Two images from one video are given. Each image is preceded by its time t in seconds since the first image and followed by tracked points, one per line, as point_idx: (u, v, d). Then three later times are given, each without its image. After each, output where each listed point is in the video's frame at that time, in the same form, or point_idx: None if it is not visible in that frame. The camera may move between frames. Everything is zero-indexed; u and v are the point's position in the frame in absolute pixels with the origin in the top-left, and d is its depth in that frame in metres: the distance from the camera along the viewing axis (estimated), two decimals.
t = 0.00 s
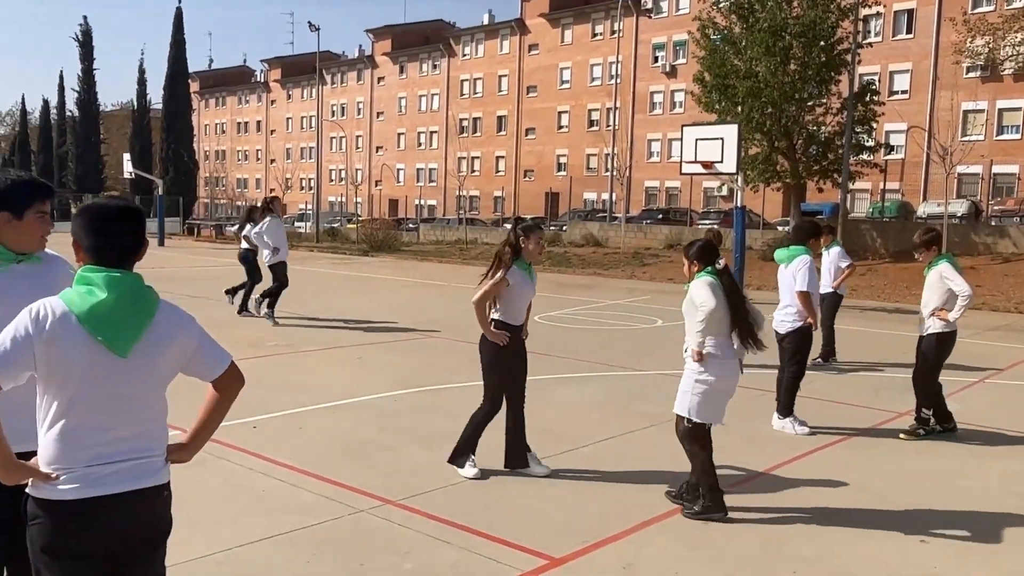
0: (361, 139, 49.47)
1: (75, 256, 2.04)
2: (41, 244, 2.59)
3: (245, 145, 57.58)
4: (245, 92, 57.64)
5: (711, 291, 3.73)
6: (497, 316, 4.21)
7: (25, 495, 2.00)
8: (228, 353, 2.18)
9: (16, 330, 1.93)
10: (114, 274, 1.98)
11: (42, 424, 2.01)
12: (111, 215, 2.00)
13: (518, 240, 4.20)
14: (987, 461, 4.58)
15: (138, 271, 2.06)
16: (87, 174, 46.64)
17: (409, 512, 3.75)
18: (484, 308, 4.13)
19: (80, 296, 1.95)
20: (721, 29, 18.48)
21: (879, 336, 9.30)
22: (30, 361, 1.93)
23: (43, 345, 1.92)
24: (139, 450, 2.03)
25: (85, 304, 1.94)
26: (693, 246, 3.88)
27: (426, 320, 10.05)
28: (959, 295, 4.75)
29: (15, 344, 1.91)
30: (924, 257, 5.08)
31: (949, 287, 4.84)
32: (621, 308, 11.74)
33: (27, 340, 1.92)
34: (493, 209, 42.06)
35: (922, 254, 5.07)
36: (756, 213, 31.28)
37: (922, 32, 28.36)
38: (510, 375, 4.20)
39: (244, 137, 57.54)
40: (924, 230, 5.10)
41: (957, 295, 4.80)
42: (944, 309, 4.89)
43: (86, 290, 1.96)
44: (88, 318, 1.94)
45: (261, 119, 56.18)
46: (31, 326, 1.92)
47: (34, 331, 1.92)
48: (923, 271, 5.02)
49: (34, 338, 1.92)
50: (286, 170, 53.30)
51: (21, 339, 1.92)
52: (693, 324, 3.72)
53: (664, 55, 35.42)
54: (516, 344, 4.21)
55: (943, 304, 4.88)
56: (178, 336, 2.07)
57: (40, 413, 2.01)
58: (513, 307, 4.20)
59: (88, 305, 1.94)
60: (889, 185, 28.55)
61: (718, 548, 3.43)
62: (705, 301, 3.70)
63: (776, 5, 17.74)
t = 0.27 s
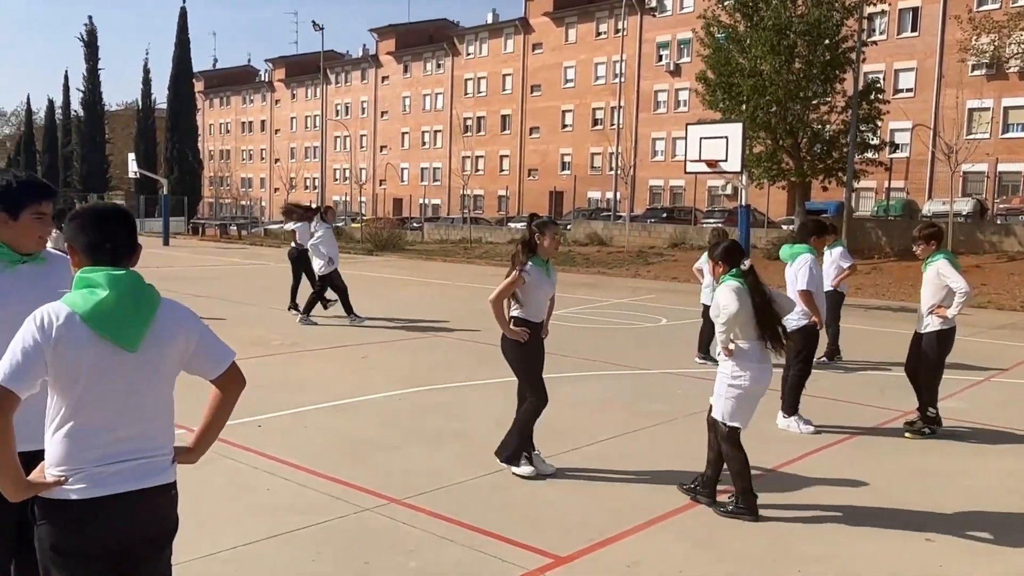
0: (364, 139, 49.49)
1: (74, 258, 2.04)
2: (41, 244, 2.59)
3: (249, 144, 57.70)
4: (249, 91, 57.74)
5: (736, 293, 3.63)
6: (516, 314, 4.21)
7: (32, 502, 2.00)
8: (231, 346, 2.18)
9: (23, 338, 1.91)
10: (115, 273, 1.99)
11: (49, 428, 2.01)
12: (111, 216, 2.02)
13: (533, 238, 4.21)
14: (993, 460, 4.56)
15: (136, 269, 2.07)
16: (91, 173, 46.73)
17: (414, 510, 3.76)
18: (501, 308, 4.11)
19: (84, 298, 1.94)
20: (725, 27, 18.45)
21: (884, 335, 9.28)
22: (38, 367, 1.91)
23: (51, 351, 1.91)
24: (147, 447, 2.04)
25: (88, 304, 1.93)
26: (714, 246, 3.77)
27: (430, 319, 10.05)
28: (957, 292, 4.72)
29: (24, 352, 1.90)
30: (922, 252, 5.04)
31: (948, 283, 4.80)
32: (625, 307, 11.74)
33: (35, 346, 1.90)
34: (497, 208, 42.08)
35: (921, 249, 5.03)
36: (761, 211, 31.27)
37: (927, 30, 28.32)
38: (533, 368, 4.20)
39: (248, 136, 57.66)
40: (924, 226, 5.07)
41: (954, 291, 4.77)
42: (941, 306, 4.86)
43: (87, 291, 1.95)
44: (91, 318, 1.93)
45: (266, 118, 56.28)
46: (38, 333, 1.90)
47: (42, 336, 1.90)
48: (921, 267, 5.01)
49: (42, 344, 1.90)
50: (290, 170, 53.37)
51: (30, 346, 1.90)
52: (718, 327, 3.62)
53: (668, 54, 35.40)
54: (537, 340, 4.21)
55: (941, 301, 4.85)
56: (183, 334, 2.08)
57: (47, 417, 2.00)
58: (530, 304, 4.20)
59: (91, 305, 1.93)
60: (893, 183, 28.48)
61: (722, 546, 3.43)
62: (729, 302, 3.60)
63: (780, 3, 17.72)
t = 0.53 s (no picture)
0: (370, 138, 49.52)
1: (96, 256, 2.05)
2: (24, 244, 2.58)
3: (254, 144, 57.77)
4: (254, 91, 57.84)
5: (751, 286, 3.60)
6: (532, 311, 4.23)
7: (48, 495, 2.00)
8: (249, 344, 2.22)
9: (49, 333, 1.90)
10: (142, 272, 2.01)
11: (67, 422, 2.00)
12: (137, 218, 2.05)
13: (547, 236, 4.21)
14: (1001, 459, 4.54)
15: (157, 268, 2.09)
16: (98, 174, 46.89)
17: (420, 509, 3.76)
18: (515, 305, 4.10)
19: (112, 296, 1.94)
20: (731, 26, 18.42)
21: (890, 334, 9.25)
22: (63, 362, 1.90)
23: (79, 347, 1.90)
24: (167, 444, 2.07)
25: (116, 302, 1.94)
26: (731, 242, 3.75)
27: (436, 318, 10.06)
28: (954, 289, 4.71)
29: (49, 348, 1.88)
30: (922, 249, 5.02)
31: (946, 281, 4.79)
32: (631, 306, 11.73)
33: (61, 341, 1.89)
34: (503, 208, 42.10)
35: (921, 246, 5.02)
36: (766, 210, 31.32)
37: (934, 28, 28.24)
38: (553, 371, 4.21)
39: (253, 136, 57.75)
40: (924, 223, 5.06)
41: (952, 289, 4.76)
42: (942, 305, 4.84)
43: (115, 290, 1.96)
44: (118, 316, 1.94)
45: (271, 118, 56.37)
46: (65, 328, 1.89)
47: (68, 332, 1.89)
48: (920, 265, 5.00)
49: (68, 340, 1.89)
50: (295, 169, 53.44)
51: (56, 341, 1.88)
52: (730, 322, 3.62)
53: (674, 53, 35.37)
54: (554, 339, 4.22)
55: (940, 300, 4.82)
56: (206, 333, 2.10)
57: (67, 411, 2.00)
58: (541, 303, 4.20)
59: (118, 302, 1.94)
60: (900, 182, 28.43)
61: (728, 545, 3.42)
62: (744, 299, 3.58)
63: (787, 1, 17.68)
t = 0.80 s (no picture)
0: (376, 137, 49.51)
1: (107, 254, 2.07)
2: (23, 242, 2.59)
3: (260, 143, 57.87)
4: (259, 91, 57.98)
5: (754, 284, 3.58)
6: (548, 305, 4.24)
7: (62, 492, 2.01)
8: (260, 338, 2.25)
9: (61, 329, 1.92)
10: (153, 268, 2.03)
11: (82, 418, 2.01)
12: (146, 214, 2.06)
13: (561, 232, 4.22)
14: (1007, 457, 4.53)
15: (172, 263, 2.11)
16: (104, 174, 47.09)
17: (425, 507, 3.77)
18: (531, 297, 4.11)
19: (122, 291, 1.97)
20: (737, 24, 18.36)
21: (897, 333, 9.22)
22: (76, 358, 1.92)
23: (89, 342, 1.92)
24: (179, 439, 2.07)
25: (126, 296, 1.96)
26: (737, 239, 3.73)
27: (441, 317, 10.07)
28: (957, 283, 4.74)
29: (62, 343, 1.90)
30: (922, 247, 4.98)
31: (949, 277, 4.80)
32: (637, 305, 11.73)
33: (73, 337, 1.91)
34: (508, 207, 42.04)
35: (921, 244, 4.98)
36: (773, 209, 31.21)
37: (941, 26, 28.14)
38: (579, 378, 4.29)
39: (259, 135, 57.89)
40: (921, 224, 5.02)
41: (954, 282, 4.77)
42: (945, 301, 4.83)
43: (126, 285, 1.98)
44: (130, 311, 1.96)
45: (276, 118, 56.51)
46: (76, 324, 1.92)
47: (79, 327, 1.92)
48: (921, 262, 4.97)
49: (80, 335, 1.92)
50: (300, 168, 53.53)
51: (68, 336, 1.91)
52: (734, 320, 3.61)
53: (680, 51, 35.31)
54: (570, 335, 4.23)
55: (943, 296, 4.84)
56: (216, 327, 2.11)
57: (83, 408, 2.03)
58: (560, 302, 4.20)
59: (129, 297, 1.96)
60: (907, 180, 28.32)
61: (732, 543, 3.42)
62: (744, 296, 3.56)
63: None
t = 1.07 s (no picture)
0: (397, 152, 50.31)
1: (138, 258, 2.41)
2: (85, 245, 2.97)
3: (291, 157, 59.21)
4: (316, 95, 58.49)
5: (731, 282, 3.98)
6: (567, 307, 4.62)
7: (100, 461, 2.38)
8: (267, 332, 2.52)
9: (92, 319, 2.26)
10: (176, 267, 2.34)
11: (114, 400, 2.35)
12: (168, 220, 2.36)
13: (579, 239, 4.63)
14: (962, 439, 4.88)
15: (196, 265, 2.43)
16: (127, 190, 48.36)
17: (440, 484, 4.18)
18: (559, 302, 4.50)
19: (145, 287, 2.29)
20: (721, 48, 18.75)
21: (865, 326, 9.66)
22: (104, 346, 2.27)
23: (115, 333, 2.27)
24: (189, 419, 2.36)
25: (149, 292, 2.29)
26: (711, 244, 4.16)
27: (441, 316, 10.49)
28: (926, 277, 4.95)
29: (91, 332, 2.25)
30: (886, 249, 5.31)
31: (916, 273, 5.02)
32: (629, 302, 12.12)
33: (101, 326, 2.25)
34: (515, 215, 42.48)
35: (885, 246, 5.31)
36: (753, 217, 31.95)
37: (907, 47, 29.16)
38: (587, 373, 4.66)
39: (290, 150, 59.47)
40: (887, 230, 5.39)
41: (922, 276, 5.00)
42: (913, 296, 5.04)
43: (149, 282, 2.30)
44: (151, 305, 2.29)
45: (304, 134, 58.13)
46: (104, 315, 2.26)
47: (107, 319, 2.26)
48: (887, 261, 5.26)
49: (107, 325, 2.26)
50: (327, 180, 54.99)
51: (98, 327, 2.25)
52: (716, 314, 3.97)
53: (670, 74, 35.69)
54: (587, 333, 4.63)
55: (911, 291, 5.04)
56: (227, 320, 2.40)
57: (114, 389, 2.37)
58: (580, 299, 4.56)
59: (151, 294, 2.28)
60: (875, 189, 29.34)
61: (719, 517, 3.81)
62: (725, 293, 3.94)
63: (771, 26, 18.08)
